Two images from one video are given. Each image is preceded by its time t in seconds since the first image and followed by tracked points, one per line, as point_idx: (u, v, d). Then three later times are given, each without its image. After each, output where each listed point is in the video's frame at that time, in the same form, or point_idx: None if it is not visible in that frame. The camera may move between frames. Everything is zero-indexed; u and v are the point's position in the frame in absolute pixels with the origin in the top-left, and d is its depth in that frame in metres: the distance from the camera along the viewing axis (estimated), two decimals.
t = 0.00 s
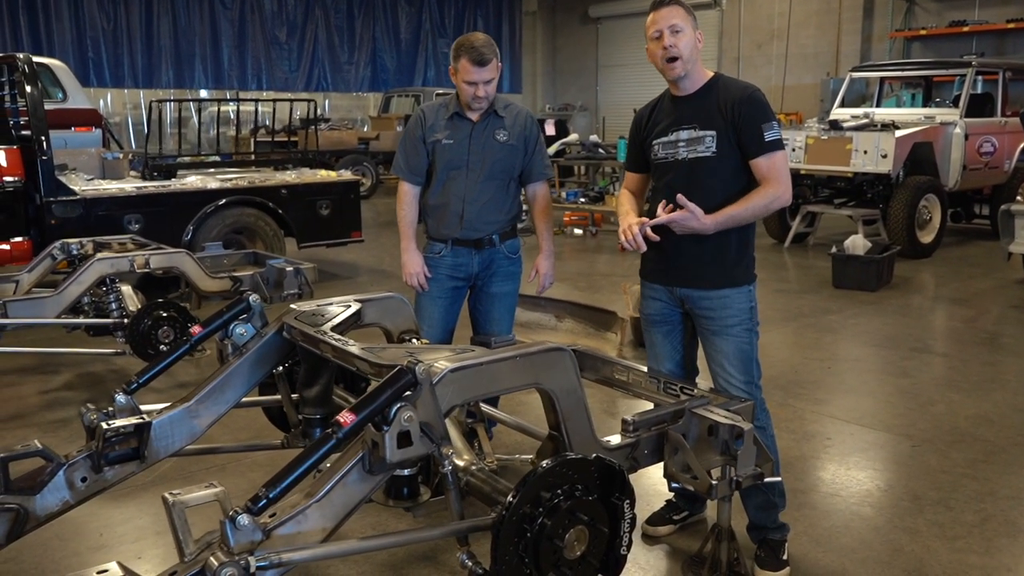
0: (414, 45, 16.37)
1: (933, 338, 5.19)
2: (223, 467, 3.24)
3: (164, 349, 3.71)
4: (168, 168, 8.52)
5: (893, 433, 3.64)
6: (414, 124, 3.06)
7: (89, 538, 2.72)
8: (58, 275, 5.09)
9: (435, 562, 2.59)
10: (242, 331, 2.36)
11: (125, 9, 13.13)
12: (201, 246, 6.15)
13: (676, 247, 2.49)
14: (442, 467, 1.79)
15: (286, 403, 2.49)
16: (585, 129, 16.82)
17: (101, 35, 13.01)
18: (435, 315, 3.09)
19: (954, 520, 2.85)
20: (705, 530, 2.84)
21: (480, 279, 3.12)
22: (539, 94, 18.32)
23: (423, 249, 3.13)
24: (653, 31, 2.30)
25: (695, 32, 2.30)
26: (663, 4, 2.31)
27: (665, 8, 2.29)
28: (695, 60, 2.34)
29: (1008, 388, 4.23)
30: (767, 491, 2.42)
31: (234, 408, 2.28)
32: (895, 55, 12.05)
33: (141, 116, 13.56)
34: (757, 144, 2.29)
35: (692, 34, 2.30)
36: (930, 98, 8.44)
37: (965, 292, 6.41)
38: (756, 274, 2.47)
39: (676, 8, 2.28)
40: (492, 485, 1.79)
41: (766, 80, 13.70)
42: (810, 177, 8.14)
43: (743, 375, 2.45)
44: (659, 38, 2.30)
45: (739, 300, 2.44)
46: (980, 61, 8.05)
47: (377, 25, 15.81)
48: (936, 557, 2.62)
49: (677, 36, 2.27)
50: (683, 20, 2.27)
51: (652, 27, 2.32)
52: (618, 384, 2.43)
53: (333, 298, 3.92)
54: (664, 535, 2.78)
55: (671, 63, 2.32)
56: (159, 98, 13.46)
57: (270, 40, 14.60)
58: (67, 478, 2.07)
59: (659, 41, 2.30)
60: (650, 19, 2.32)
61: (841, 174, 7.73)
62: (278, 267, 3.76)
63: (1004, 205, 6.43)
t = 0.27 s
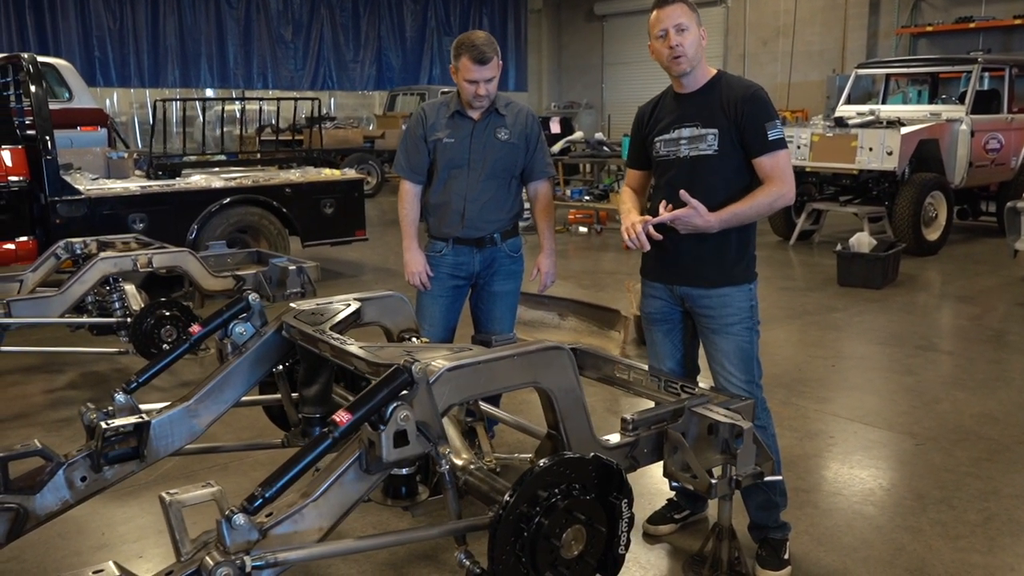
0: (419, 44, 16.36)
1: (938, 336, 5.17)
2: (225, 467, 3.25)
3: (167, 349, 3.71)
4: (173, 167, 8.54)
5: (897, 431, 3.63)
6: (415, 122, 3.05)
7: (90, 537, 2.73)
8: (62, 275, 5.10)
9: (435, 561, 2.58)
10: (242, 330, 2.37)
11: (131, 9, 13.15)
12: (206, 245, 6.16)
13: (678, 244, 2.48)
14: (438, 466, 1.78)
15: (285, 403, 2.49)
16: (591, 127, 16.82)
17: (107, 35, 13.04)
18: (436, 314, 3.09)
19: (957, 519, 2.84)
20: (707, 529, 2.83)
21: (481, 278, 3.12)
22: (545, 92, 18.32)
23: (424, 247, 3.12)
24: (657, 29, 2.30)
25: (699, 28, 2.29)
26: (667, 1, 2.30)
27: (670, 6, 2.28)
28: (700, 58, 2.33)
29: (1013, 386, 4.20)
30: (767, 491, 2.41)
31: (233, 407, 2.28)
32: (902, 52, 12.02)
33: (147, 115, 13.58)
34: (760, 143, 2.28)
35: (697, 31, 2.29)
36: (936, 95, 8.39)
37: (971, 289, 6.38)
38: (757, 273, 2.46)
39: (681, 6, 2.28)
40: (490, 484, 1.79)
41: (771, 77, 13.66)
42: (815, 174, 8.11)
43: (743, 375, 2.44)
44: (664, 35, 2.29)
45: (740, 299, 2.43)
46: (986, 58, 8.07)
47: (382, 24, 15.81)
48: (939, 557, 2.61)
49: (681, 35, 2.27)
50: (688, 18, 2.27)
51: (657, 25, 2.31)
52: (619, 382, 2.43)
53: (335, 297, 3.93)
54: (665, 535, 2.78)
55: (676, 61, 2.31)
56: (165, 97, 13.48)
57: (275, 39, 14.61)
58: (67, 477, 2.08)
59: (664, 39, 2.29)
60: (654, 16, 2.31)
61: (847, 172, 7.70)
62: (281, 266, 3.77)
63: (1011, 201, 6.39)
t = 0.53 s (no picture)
0: (428, 44, 16.37)
1: (948, 335, 5.14)
2: (231, 466, 3.26)
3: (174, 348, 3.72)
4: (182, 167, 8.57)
5: (904, 432, 3.61)
6: (420, 122, 3.05)
7: (97, 535, 2.74)
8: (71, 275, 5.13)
9: (438, 561, 2.58)
10: (246, 330, 2.37)
11: (142, 9, 13.20)
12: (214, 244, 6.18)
13: (684, 244, 2.47)
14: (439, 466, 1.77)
15: (289, 402, 2.49)
16: (599, 126, 16.80)
17: (118, 35, 13.09)
18: (441, 315, 3.08)
19: (964, 520, 2.82)
20: (712, 530, 2.82)
21: (486, 278, 3.12)
22: (553, 91, 18.31)
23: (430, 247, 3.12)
24: (649, 37, 2.31)
25: (692, 35, 2.26)
26: (659, 9, 2.29)
27: (660, 14, 2.28)
28: (696, 62, 2.32)
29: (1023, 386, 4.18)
30: (772, 491, 2.40)
31: (236, 407, 2.28)
32: (912, 50, 11.96)
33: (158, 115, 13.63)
34: (765, 143, 2.26)
35: (690, 38, 2.26)
36: (947, 93, 8.35)
37: (981, 289, 6.34)
38: (762, 272, 2.45)
39: (671, 13, 2.26)
40: (492, 484, 1.79)
41: (781, 75, 13.60)
42: (825, 173, 8.08)
43: (749, 375, 2.43)
44: (655, 44, 2.30)
45: (744, 299, 2.41)
46: (997, 56, 7.99)
47: (391, 24, 15.83)
48: (946, 558, 2.59)
49: (669, 45, 2.27)
50: (677, 27, 2.25)
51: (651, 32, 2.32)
52: (624, 382, 2.42)
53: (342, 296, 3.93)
54: (668, 535, 2.77)
55: (668, 69, 2.32)
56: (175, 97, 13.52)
57: (285, 39, 14.64)
58: (71, 476, 2.10)
59: (654, 48, 2.31)
60: (648, 24, 2.32)
61: (856, 170, 7.66)
62: (287, 265, 3.77)
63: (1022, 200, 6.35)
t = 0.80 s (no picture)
0: (440, 44, 16.38)
1: (962, 336, 5.09)
2: (239, 465, 3.26)
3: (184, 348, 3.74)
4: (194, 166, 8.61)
5: (916, 433, 3.58)
6: (428, 122, 3.04)
7: (105, 534, 2.75)
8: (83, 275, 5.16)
9: (444, 561, 2.58)
10: (253, 330, 2.35)
11: (156, 10, 13.26)
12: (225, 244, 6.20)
13: (691, 245, 2.46)
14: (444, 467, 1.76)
15: (296, 402, 2.50)
16: (611, 126, 16.78)
17: (132, 36, 13.16)
18: (448, 315, 3.08)
19: (975, 523, 2.79)
20: (719, 531, 2.81)
21: (493, 278, 3.12)
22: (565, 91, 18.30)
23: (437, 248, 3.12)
24: (654, 41, 2.30)
25: (697, 35, 2.25)
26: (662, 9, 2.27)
27: (664, 15, 2.26)
28: (702, 62, 2.30)
29: None
30: (779, 493, 2.38)
31: (243, 407, 2.28)
32: (927, 49, 11.90)
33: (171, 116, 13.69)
34: (772, 143, 2.25)
35: (695, 39, 2.25)
36: (962, 92, 8.28)
37: (995, 289, 6.28)
38: (770, 273, 2.43)
39: (674, 14, 2.24)
40: (496, 485, 1.78)
41: (794, 74, 13.52)
42: (838, 173, 8.03)
43: (756, 376, 2.42)
44: (661, 47, 2.29)
45: (752, 299, 2.40)
46: (1013, 54, 7.91)
47: (404, 24, 15.85)
48: (956, 562, 2.57)
49: (674, 48, 2.26)
50: (681, 28, 2.24)
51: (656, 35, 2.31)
52: (632, 382, 2.41)
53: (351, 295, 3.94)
54: (676, 537, 2.75)
55: (675, 71, 2.32)
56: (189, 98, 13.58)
57: (298, 39, 14.67)
58: (79, 474, 2.10)
59: (661, 51, 2.30)
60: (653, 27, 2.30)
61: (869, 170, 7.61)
62: (297, 265, 3.78)
63: None
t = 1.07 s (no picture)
0: (451, 44, 16.37)
1: (974, 337, 5.05)
2: (248, 464, 3.27)
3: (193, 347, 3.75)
4: (205, 166, 8.63)
5: (926, 435, 3.55)
6: (429, 121, 3.02)
7: (113, 532, 2.76)
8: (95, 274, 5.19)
9: (450, 561, 2.58)
10: (259, 330, 2.38)
11: (168, 11, 13.30)
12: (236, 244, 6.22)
13: (698, 245, 2.44)
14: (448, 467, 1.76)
15: (302, 402, 2.50)
16: (623, 126, 16.75)
17: (145, 36, 13.20)
18: (449, 317, 3.08)
19: (985, 526, 2.76)
20: (727, 532, 2.80)
21: (494, 280, 3.12)
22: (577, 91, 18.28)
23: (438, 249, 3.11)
24: (659, 40, 2.30)
25: (703, 34, 2.24)
26: (667, 9, 2.27)
27: (669, 14, 2.25)
28: (708, 61, 2.29)
29: None
30: (787, 495, 2.37)
31: (249, 406, 2.28)
32: (941, 48, 11.83)
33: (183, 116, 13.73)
34: (778, 142, 2.23)
35: (700, 37, 2.24)
36: (975, 91, 8.22)
37: (1008, 290, 6.23)
38: (778, 273, 2.41)
39: (679, 14, 2.24)
40: (501, 485, 1.78)
41: (807, 74, 13.43)
42: (850, 173, 8.00)
43: (764, 377, 2.40)
44: (666, 47, 2.28)
45: (760, 299, 2.38)
46: None
47: (415, 24, 15.85)
48: (965, 565, 2.54)
49: (679, 47, 2.25)
50: (686, 27, 2.23)
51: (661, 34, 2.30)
52: (639, 383, 2.40)
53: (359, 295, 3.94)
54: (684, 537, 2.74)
55: (680, 70, 2.30)
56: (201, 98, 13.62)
57: (309, 39, 14.69)
58: (85, 473, 2.12)
59: (666, 50, 2.29)
60: (658, 26, 2.30)
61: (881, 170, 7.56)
62: (306, 265, 3.79)
63: None
